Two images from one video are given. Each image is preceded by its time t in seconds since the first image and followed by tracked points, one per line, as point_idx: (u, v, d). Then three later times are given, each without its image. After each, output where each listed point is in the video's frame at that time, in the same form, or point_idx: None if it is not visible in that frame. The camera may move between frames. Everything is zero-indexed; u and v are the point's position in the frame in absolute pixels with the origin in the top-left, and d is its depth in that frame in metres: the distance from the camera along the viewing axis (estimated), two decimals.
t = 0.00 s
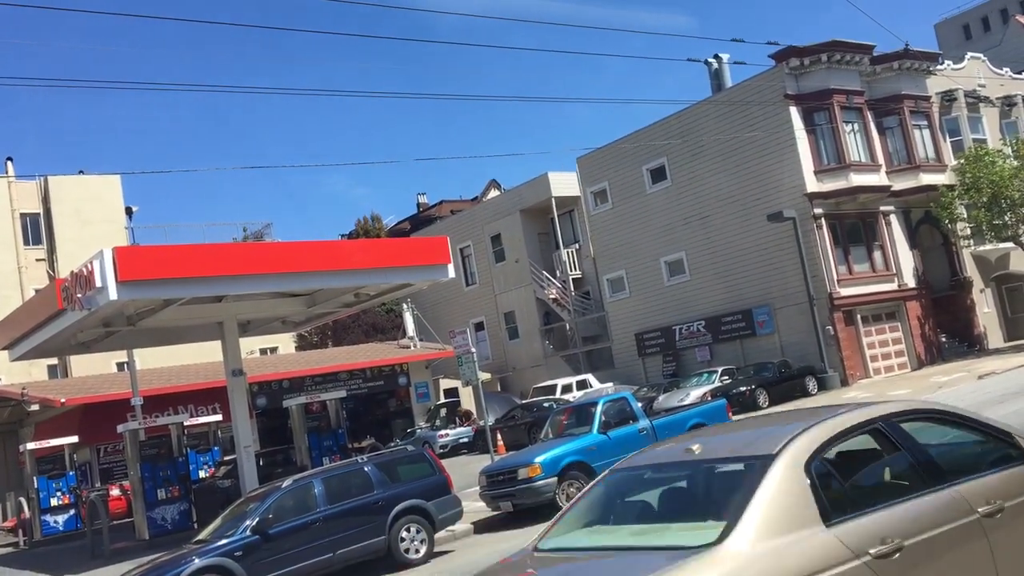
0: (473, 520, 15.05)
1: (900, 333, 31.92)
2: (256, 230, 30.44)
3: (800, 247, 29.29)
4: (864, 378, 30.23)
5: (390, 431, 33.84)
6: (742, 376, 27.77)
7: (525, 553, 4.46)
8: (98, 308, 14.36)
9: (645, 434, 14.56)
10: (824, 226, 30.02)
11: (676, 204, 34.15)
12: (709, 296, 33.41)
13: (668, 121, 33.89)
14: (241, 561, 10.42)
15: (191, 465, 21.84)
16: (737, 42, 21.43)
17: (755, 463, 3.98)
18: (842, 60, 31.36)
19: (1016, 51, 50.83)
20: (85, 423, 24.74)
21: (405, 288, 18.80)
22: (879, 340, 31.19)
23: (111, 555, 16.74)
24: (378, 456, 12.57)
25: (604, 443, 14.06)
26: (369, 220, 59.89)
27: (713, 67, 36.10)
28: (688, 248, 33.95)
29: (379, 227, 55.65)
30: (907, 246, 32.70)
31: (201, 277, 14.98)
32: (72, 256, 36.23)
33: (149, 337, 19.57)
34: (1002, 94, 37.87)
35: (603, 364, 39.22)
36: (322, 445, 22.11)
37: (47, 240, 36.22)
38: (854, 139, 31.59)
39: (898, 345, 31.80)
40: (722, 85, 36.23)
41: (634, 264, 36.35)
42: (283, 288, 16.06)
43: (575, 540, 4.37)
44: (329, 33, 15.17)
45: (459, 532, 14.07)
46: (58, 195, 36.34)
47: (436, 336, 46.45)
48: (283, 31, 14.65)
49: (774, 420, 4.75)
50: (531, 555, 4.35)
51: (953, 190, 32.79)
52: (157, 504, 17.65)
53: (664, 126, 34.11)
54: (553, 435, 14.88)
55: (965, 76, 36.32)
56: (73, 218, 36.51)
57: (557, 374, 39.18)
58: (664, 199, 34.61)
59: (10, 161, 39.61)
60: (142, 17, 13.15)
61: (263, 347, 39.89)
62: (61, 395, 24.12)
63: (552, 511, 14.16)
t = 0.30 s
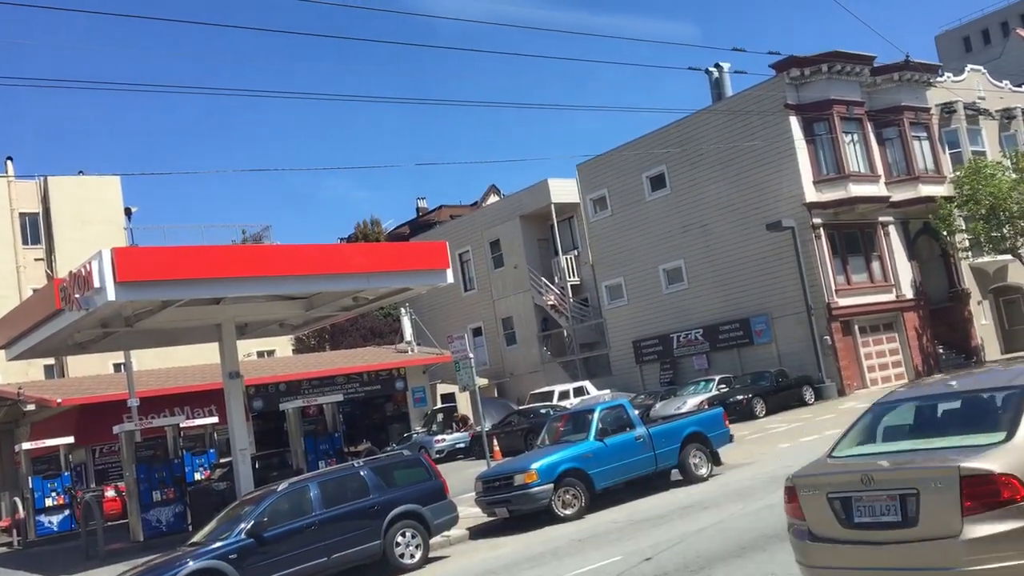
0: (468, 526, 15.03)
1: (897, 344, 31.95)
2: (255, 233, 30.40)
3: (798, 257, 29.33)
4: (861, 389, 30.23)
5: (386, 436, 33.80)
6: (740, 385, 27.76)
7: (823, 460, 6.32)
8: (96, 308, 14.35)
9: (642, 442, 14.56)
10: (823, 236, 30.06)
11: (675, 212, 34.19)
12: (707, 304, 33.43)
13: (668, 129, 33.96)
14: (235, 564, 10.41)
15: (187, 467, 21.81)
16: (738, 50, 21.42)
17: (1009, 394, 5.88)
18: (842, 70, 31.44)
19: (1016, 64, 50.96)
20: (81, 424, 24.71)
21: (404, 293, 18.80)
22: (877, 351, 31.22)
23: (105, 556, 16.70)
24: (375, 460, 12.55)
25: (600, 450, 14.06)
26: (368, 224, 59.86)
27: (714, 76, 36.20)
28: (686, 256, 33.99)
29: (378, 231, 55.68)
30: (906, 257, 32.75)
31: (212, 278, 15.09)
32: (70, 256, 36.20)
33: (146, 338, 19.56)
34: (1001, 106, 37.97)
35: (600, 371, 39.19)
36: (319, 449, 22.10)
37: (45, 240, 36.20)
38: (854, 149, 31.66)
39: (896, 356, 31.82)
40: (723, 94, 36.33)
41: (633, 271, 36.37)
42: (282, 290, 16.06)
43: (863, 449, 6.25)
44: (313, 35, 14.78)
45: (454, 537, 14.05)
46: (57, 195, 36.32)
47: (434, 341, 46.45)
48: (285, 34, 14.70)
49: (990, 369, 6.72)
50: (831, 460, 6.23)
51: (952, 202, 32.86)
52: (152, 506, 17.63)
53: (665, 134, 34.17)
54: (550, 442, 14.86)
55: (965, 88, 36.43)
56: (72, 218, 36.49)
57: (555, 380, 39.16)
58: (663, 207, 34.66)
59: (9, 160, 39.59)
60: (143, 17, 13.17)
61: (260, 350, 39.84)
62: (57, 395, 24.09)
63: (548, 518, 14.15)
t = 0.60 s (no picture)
0: (469, 534, 15.01)
1: (902, 359, 31.86)
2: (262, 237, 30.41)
3: (804, 270, 29.30)
4: (865, 403, 30.15)
5: (388, 442, 33.79)
6: (744, 397, 27.70)
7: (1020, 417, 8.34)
8: (102, 309, 14.41)
9: (644, 452, 14.53)
10: (829, 249, 30.03)
11: (681, 223, 34.19)
12: (712, 315, 33.40)
13: (675, 140, 34.00)
14: (235, 567, 10.41)
15: (190, 470, 21.83)
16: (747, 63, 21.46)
17: None
18: (851, 84, 31.46)
19: None
20: (85, 425, 24.76)
21: (409, 299, 18.83)
22: (882, 365, 31.14)
23: (106, 557, 16.71)
24: (377, 466, 12.55)
25: (603, 460, 14.04)
26: (375, 230, 59.89)
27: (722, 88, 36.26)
28: (692, 267, 33.97)
29: (385, 237, 55.76)
30: (912, 271, 32.69)
31: (201, 282, 14.99)
32: (76, 256, 36.32)
33: (151, 340, 19.61)
34: (1010, 122, 37.93)
35: (604, 381, 39.13)
36: (321, 453, 22.10)
37: (53, 240, 36.34)
38: (861, 163, 31.64)
39: (900, 371, 31.73)
40: (731, 106, 36.37)
41: (638, 281, 36.36)
42: (287, 295, 16.10)
43: None
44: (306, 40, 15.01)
45: (455, 545, 14.04)
46: (65, 195, 36.47)
47: (438, 347, 46.46)
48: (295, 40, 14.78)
49: None
50: None
51: (959, 218, 32.83)
52: (153, 508, 17.61)
53: (672, 145, 34.19)
54: (552, 451, 14.85)
55: (973, 103, 36.42)
56: (79, 219, 36.64)
57: (558, 389, 39.12)
58: (670, 218, 34.66)
59: (18, 161, 39.77)
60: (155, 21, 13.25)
61: (265, 354, 39.88)
62: (61, 395, 24.14)
63: (549, 527, 14.13)
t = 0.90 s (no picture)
0: (480, 549, 14.96)
1: (915, 375, 31.66)
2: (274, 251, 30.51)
3: (816, 285, 29.21)
4: (878, 419, 29.95)
5: (399, 456, 33.77)
6: (756, 413, 27.56)
7: None
8: (115, 323, 14.49)
9: (656, 468, 14.46)
10: (841, 264, 29.93)
11: (692, 238, 34.15)
12: (723, 330, 33.29)
13: (686, 155, 34.02)
14: None
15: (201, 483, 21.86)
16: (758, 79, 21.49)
17: None
18: (863, 100, 31.43)
19: None
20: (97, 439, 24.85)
21: (420, 313, 18.86)
22: (895, 381, 30.94)
23: (117, 571, 16.74)
24: (388, 481, 12.54)
25: (614, 475, 13.98)
26: (387, 245, 60.06)
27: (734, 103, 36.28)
28: (703, 282, 33.90)
29: (396, 251, 55.91)
30: (924, 286, 32.53)
31: (212, 296, 15.04)
32: (90, 270, 36.57)
33: (163, 354, 19.70)
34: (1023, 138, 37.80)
35: (615, 396, 38.99)
36: (332, 468, 22.11)
37: (67, 255, 36.63)
38: (873, 179, 31.57)
39: (914, 387, 31.53)
40: (742, 121, 36.38)
41: (649, 296, 36.30)
42: (299, 309, 16.15)
43: None
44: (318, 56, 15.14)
45: (465, 561, 14.00)
46: (79, 210, 36.76)
47: (448, 362, 46.48)
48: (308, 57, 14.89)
49: None
50: None
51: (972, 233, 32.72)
52: (165, 522, 17.66)
53: (684, 160, 34.20)
54: (564, 466, 14.80)
55: (985, 119, 36.34)
56: (93, 233, 36.92)
57: (569, 404, 39.03)
58: (681, 233, 34.63)
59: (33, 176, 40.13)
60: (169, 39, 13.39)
61: (276, 368, 39.98)
62: (74, 409, 24.24)
63: (560, 543, 14.08)
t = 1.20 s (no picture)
0: (489, 565, 14.92)
1: (923, 384, 31.55)
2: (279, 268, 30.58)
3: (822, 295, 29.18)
4: (887, 430, 29.83)
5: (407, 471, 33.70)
6: (764, 425, 27.50)
7: None
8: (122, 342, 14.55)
9: (664, 481, 14.42)
10: (846, 275, 29.91)
11: (697, 250, 34.18)
12: (729, 342, 33.24)
13: (690, 167, 34.09)
14: None
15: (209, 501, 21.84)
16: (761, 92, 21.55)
17: None
18: (866, 110, 31.47)
19: None
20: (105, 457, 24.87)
21: (426, 329, 18.89)
22: (903, 391, 30.83)
23: None
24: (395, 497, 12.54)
25: (622, 489, 13.95)
26: (393, 260, 60.14)
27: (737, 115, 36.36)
28: (709, 294, 33.89)
29: (401, 267, 55.97)
30: (931, 296, 32.45)
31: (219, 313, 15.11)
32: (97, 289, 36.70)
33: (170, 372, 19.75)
34: None
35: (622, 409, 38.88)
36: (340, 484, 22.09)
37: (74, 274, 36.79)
38: (878, 189, 31.57)
39: (922, 397, 31.41)
40: (745, 133, 36.45)
41: (655, 308, 36.28)
42: (305, 325, 16.20)
43: None
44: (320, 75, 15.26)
45: None
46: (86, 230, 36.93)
47: (455, 376, 46.46)
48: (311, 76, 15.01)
49: None
50: None
51: (979, 242, 32.67)
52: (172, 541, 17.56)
53: (687, 172, 34.27)
54: (572, 480, 14.79)
55: (989, 128, 36.34)
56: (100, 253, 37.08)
57: (576, 418, 38.94)
58: (686, 245, 34.65)
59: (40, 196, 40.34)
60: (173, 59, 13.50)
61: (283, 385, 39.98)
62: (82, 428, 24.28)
63: (569, 558, 14.03)
